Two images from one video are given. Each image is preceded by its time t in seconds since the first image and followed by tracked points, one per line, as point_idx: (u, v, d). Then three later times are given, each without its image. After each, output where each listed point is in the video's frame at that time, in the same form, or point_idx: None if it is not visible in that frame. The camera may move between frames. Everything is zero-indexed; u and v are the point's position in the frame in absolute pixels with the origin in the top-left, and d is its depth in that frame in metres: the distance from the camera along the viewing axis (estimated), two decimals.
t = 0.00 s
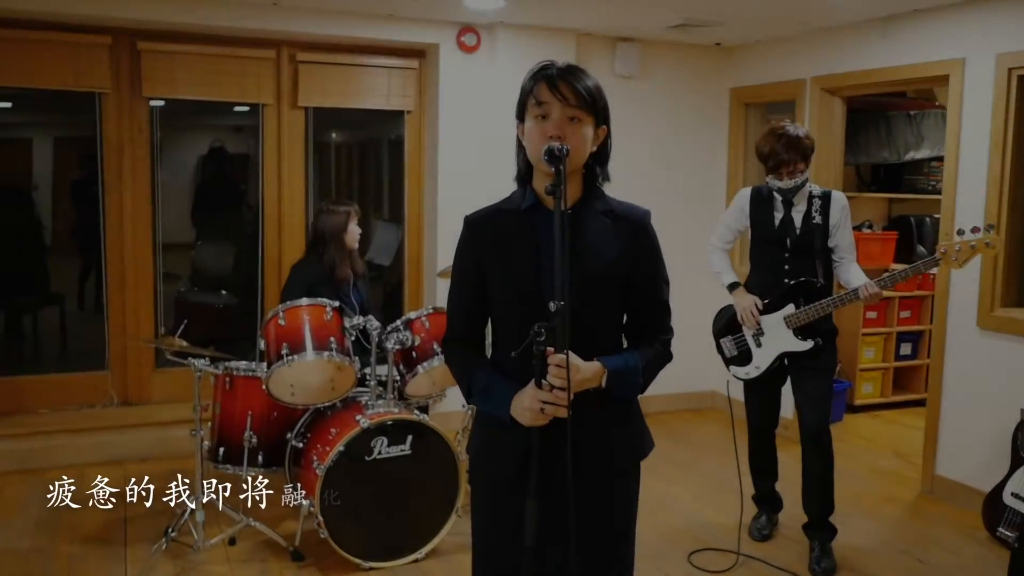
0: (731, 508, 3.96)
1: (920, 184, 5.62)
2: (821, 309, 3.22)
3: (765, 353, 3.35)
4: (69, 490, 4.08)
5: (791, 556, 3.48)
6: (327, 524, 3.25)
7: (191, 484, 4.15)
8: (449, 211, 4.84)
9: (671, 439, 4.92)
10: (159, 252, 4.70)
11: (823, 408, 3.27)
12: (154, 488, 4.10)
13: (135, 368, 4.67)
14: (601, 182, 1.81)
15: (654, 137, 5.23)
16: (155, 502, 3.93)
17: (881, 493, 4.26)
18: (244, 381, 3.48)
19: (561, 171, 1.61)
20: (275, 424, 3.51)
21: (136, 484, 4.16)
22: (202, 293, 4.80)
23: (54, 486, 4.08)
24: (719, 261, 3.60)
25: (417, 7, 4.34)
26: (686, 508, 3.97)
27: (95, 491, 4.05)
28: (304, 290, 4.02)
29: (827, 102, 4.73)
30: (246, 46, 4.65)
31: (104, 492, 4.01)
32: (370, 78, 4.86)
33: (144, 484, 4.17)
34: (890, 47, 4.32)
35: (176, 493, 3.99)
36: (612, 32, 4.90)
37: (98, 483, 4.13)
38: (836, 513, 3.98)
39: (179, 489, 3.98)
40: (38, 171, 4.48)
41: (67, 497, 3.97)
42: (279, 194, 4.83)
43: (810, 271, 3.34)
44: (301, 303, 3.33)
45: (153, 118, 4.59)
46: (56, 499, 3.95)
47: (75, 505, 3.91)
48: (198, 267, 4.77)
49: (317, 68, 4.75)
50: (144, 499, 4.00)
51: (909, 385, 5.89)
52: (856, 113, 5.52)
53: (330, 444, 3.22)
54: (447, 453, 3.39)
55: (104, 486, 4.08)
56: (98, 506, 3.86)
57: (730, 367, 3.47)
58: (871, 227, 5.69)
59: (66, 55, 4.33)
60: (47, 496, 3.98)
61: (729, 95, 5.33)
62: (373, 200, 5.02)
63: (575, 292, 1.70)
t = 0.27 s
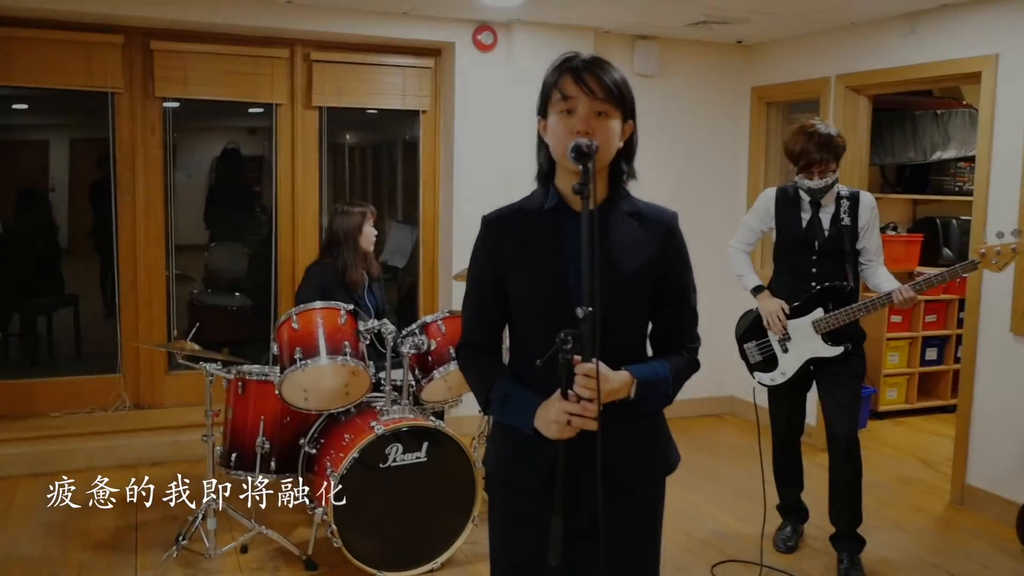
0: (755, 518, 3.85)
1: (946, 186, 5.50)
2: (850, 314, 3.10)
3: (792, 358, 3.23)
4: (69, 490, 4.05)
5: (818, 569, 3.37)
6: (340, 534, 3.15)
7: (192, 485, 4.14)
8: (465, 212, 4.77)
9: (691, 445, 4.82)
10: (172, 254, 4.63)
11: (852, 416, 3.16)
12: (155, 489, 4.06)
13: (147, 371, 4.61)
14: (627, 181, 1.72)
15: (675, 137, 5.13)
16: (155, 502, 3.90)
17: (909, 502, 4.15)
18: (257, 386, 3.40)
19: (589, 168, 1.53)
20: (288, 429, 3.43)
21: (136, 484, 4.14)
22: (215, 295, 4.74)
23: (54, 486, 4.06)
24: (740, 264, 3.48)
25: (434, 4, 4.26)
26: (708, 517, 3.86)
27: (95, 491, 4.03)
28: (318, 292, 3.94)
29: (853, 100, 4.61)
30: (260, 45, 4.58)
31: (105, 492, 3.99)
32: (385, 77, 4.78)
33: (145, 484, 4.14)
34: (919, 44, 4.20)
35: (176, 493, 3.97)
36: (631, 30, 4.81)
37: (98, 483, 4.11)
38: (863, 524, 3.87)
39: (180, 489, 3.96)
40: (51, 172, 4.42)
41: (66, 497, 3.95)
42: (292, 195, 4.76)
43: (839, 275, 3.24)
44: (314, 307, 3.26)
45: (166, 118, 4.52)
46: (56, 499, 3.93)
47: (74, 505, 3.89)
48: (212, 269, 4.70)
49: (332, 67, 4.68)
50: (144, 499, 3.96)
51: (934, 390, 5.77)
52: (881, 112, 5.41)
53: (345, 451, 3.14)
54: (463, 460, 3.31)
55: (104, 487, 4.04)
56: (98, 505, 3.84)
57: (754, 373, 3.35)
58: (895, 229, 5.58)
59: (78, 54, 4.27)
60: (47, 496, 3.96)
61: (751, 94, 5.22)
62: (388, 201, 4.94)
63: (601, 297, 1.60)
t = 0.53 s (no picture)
0: (779, 529, 3.74)
1: (970, 186, 5.38)
2: (880, 319, 3.01)
3: (818, 365, 3.12)
4: (68, 490, 4.05)
5: None
6: (353, 546, 3.06)
7: (191, 484, 4.16)
8: (479, 213, 4.66)
9: (709, 452, 4.71)
10: (181, 256, 4.55)
11: (882, 426, 3.05)
12: (154, 488, 4.08)
13: (156, 375, 4.53)
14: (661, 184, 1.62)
15: (694, 137, 5.02)
16: (154, 502, 3.91)
17: (935, 513, 4.03)
18: (267, 393, 3.32)
19: (626, 171, 1.42)
20: (299, 436, 3.34)
21: (136, 484, 4.14)
22: (224, 298, 4.65)
23: (53, 486, 4.07)
24: (763, 267, 3.36)
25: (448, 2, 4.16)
26: (730, 528, 3.75)
27: (94, 491, 4.04)
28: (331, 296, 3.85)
29: (877, 100, 4.48)
30: (271, 43, 4.49)
31: (104, 492, 4.00)
32: (399, 76, 4.69)
33: (144, 484, 4.14)
34: (947, 41, 4.08)
35: (176, 494, 3.97)
36: (649, 28, 4.70)
37: (98, 483, 4.11)
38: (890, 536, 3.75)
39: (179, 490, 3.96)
40: (60, 173, 4.34)
41: (65, 497, 3.96)
42: (303, 196, 4.67)
43: (868, 279, 3.13)
44: (327, 312, 3.18)
45: (176, 118, 4.43)
46: (56, 499, 3.93)
47: (73, 505, 3.89)
48: (222, 271, 4.62)
49: (344, 66, 4.59)
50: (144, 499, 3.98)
51: (957, 396, 5.64)
52: (904, 111, 5.29)
53: (358, 460, 3.05)
54: (479, 468, 3.21)
55: (104, 486, 4.07)
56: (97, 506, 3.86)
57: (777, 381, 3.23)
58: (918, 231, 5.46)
59: (86, 53, 4.19)
60: (47, 496, 3.97)
61: (771, 93, 5.11)
62: (401, 202, 4.85)
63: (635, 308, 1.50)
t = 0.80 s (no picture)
0: (795, 539, 3.65)
1: (986, 188, 5.29)
2: (901, 324, 2.92)
3: (838, 373, 3.04)
4: (69, 490, 4.06)
5: None
6: (361, 559, 2.98)
7: (191, 484, 4.19)
8: (486, 215, 4.58)
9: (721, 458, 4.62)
10: (185, 258, 4.47)
11: (905, 436, 2.95)
12: (155, 488, 4.11)
13: (158, 381, 4.45)
14: (693, 190, 1.53)
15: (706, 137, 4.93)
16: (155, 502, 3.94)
17: (955, 522, 3.94)
18: (273, 402, 3.25)
19: (655, 177, 1.33)
20: (305, 444, 3.28)
21: (137, 484, 4.16)
22: (228, 300, 4.57)
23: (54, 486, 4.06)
24: (780, 273, 3.25)
25: None
26: (745, 538, 3.66)
27: (95, 491, 4.06)
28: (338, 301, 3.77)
29: (894, 100, 4.38)
30: (276, 42, 4.41)
31: (105, 492, 4.03)
32: (406, 75, 4.60)
33: (144, 484, 4.16)
34: (967, 39, 3.99)
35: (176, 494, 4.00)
36: (661, 26, 4.61)
37: (98, 482, 4.11)
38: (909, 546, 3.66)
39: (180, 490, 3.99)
40: (61, 174, 4.26)
41: (65, 497, 3.98)
42: (308, 198, 4.59)
43: (890, 283, 3.04)
44: (334, 317, 3.09)
45: (179, 118, 4.35)
46: (56, 499, 3.96)
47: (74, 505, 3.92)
48: (227, 273, 4.54)
49: (350, 65, 4.50)
50: (144, 499, 4.01)
51: (972, 401, 5.55)
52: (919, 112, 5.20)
53: (366, 471, 2.97)
54: (490, 478, 3.12)
55: (105, 487, 4.09)
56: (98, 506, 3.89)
57: (797, 389, 3.16)
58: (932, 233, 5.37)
59: (87, 52, 4.11)
60: (47, 496, 4.00)
61: (784, 92, 5.02)
62: (407, 203, 4.77)
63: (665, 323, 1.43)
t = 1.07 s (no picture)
0: (806, 548, 3.56)
1: (997, 189, 5.21)
2: (920, 330, 2.85)
3: (854, 380, 2.95)
4: (70, 489, 3.99)
5: None
6: (360, 570, 2.90)
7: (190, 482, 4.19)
8: (489, 216, 4.50)
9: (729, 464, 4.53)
10: (184, 259, 4.39)
11: (922, 443, 2.86)
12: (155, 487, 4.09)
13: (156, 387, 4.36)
14: (716, 191, 1.46)
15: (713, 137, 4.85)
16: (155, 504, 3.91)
17: (970, 530, 3.85)
18: (271, 408, 3.17)
19: (671, 177, 1.25)
20: (304, 450, 3.19)
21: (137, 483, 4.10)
22: (227, 303, 4.50)
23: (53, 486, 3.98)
24: (793, 277, 3.20)
25: None
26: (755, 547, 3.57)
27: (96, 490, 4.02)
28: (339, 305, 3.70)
29: (905, 99, 4.30)
30: (276, 41, 4.33)
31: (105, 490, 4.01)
32: (408, 75, 4.52)
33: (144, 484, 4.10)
34: (980, 36, 3.91)
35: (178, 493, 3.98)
36: (667, 24, 4.53)
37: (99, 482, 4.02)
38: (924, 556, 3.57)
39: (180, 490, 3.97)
40: (63, 176, 4.20)
41: (66, 496, 3.95)
42: (309, 199, 4.51)
43: (907, 288, 2.96)
44: (333, 323, 3.01)
45: (177, 119, 4.28)
46: (56, 499, 3.94)
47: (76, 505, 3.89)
48: (227, 275, 4.46)
49: (350, 64, 4.42)
50: (144, 499, 4.00)
51: (983, 405, 5.46)
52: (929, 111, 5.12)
53: (367, 479, 2.89)
54: (494, 488, 3.04)
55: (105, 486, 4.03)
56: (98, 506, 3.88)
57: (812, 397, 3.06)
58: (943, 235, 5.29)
59: (83, 51, 4.03)
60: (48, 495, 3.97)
61: (792, 92, 4.95)
62: (409, 203, 4.70)
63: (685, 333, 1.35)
